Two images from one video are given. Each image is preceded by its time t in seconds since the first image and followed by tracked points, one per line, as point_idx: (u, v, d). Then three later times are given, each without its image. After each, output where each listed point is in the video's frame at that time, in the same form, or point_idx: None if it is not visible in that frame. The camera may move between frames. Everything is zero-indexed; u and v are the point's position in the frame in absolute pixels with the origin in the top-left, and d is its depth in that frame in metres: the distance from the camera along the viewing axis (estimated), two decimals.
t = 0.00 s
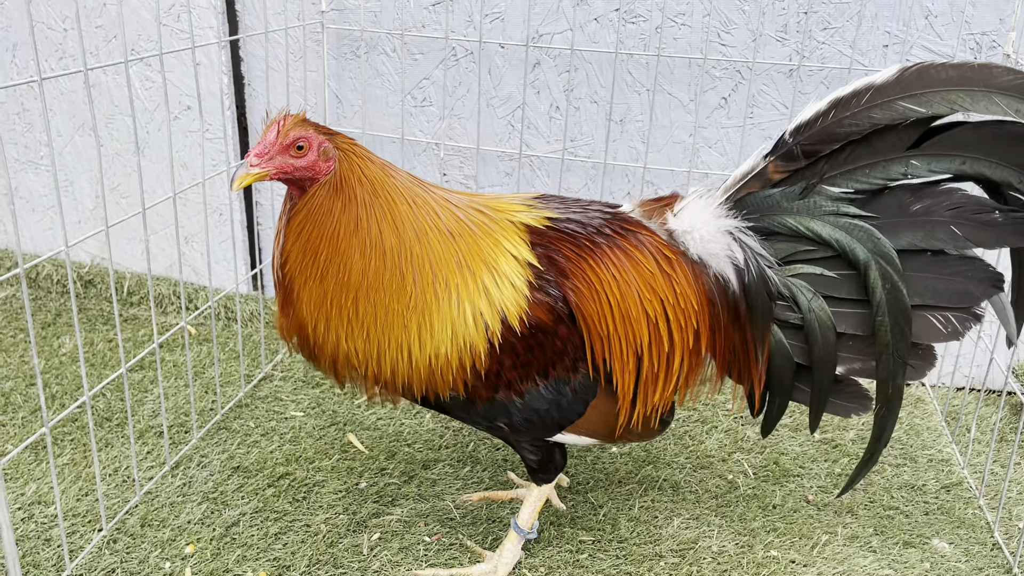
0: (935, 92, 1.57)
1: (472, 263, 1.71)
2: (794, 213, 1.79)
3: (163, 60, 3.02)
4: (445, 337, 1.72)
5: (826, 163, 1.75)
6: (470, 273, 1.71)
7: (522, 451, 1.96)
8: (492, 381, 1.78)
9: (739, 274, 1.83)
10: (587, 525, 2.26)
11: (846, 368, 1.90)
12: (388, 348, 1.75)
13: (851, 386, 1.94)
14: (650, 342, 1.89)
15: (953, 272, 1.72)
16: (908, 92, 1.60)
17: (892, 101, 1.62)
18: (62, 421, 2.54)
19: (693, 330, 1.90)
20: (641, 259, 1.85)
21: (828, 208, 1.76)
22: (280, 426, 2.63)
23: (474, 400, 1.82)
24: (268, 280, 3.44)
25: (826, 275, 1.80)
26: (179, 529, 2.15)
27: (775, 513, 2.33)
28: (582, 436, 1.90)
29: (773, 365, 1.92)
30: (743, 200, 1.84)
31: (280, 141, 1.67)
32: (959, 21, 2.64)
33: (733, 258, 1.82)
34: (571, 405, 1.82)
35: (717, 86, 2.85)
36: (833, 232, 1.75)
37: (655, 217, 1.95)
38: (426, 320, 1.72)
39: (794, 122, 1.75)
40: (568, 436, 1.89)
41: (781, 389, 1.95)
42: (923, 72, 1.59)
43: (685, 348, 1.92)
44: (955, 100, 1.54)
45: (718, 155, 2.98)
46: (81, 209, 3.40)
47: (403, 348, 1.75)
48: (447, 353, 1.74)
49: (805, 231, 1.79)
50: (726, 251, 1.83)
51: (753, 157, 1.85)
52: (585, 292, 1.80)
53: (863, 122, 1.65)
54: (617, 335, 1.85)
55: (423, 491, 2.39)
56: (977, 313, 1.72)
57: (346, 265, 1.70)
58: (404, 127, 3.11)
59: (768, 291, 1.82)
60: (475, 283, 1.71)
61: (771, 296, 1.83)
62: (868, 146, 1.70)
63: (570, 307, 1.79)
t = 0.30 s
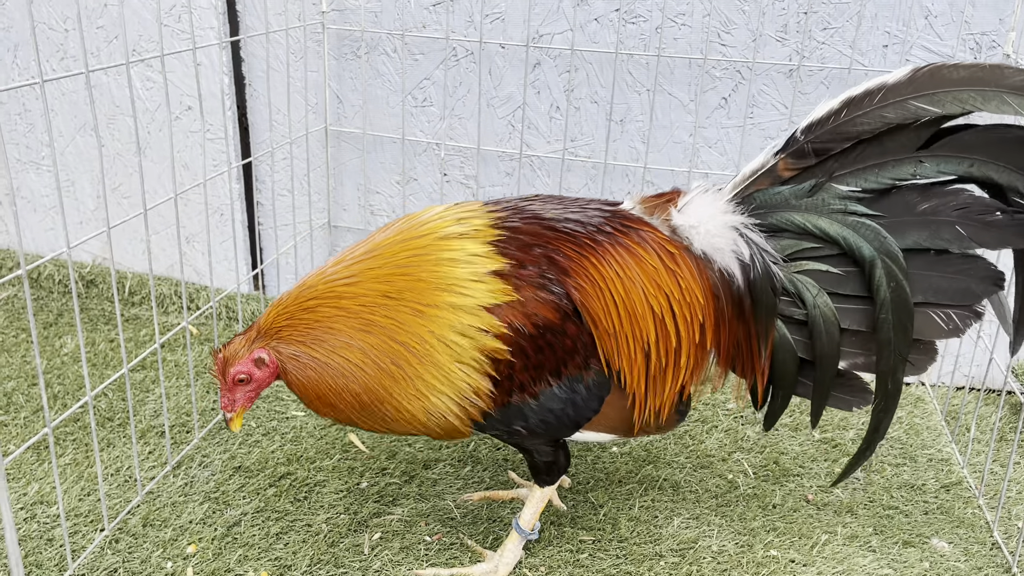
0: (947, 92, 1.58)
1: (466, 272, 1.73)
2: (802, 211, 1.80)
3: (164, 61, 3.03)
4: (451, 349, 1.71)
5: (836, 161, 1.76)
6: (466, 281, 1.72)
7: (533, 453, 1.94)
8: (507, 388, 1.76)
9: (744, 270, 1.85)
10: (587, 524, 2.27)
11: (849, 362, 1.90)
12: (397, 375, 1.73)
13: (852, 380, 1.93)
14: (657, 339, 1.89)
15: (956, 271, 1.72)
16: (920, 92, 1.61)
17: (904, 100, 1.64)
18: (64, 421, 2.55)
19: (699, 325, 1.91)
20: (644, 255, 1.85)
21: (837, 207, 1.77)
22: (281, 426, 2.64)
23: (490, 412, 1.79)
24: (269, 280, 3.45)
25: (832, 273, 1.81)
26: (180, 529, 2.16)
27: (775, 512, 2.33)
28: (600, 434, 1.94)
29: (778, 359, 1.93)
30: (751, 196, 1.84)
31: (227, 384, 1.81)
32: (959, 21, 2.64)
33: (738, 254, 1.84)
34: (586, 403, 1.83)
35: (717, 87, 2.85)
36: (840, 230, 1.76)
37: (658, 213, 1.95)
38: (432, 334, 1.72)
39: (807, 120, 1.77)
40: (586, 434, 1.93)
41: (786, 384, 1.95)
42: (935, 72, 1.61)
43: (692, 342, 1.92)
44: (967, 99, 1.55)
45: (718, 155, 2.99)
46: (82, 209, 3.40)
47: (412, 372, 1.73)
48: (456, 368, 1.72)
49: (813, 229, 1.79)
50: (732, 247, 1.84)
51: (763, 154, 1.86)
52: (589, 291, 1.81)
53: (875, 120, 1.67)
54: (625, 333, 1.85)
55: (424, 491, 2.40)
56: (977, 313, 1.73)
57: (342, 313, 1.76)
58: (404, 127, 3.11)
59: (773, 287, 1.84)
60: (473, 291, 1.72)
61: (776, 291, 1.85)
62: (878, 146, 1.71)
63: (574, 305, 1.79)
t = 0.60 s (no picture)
0: (950, 88, 1.62)
1: (452, 281, 1.72)
2: (801, 205, 1.82)
3: (167, 57, 3.03)
4: (440, 361, 1.71)
5: (836, 155, 1.78)
6: (453, 291, 1.72)
7: (532, 451, 1.94)
8: (498, 394, 1.76)
9: (738, 262, 1.84)
10: (591, 519, 2.27)
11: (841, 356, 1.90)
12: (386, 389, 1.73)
13: (843, 373, 1.94)
14: (649, 336, 1.90)
15: (945, 268, 1.77)
16: (923, 89, 1.65)
17: (908, 96, 1.66)
18: (69, 416, 2.56)
19: (691, 320, 1.91)
20: (631, 252, 1.85)
21: (835, 202, 1.79)
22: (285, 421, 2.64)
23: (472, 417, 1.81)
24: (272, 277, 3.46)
25: (826, 267, 1.82)
26: (186, 523, 2.17)
27: (778, 507, 2.34)
28: (599, 429, 2.00)
29: (769, 353, 1.91)
30: (751, 190, 1.85)
31: (229, 279, 1.62)
32: (962, 16, 2.64)
33: (733, 246, 1.83)
34: (581, 403, 1.83)
35: (720, 82, 2.86)
36: (837, 225, 1.79)
37: (645, 208, 1.94)
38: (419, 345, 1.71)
39: (810, 114, 1.78)
40: (585, 431, 1.99)
41: (778, 377, 1.94)
42: (937, 70, 1.64)
43: (685, 337, 1.93)
44: (969, 95, 1.59)
45: (721, 151, 2.99)
46: (86, 206, 3.41)
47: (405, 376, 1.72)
48: (445, 379, 1.72)
49: (811, 223, 1.81)
50: (726, 240, 1.83)
51: (763, 147, 1.87)
52: (578, 291, 1.80)
53: (878, 116, 1.70)
54: (616, 331, 1.85)
55: (427, 485, 2.41)
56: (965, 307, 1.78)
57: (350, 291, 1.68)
58: (407, 123, 3.12)
59: (767, 280, 1.83)
60: (460, 300, 1.71)
61: (769, 285, 1.84)
62: (880, 141, 1.74)
63: (564, 307, 1.79)
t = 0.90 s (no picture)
0: (936, 83, 1.68)
1: (440, 292, 1.70)
2: (789, 195, 1.84)
3: (168, 58, 3.03)
4: (433, 373, 1.68)
5: (822, 145, 1.81)
6: (447, 303, 1.69)
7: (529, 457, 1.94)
8: (499, 407, 1.76)
9: (729, 257, 1.85)
10: (592, 519, 2.27)
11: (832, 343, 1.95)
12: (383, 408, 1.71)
13: (833, 359, 1.99)
14: (646, 338, 1.89)
15: (931, 252, 1.80)
16: (910, 82, 1.70)
17: (895, 88, 1.72)
18: (70, 417, 2.56)
19: (686, 319, 1.91)
20: (625, 253, 1.84)
21: (823, 190, 1.82)
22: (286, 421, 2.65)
23: (476, 428, 1.79)
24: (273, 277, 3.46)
25: (816, 257, 1.85)
26: (187, 524, 2.17)
27: (779, 506, 2.34)
28: (594, 434, 1.96)
29: (763, 346, 1.94)
30: (739, 182, 1.87)
31: (214, 308, 1.59)
32: (963, 15, 2.64)
33: (723, 241, 1.84)
34: (580, 410, 1.84)
35: (721, 81, 2.85)
36: (826, 214, 1.81)
37: (632, 207, 1.94)
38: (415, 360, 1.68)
39: (797, 106, 1.82)
40: (580, 436, 1.95)
41: (772, 370, 1.96)
42: (923, 64, 1.70)
43: (680, 337, 1.93)
44: (954, 92, 1.66)
45: (722, 150, 2.98)
46: (87, 206, 3.41)
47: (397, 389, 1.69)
48: (442, 395, 1.70)
49: (800, 213, 1.84)
50: (716, 235, 1.84)
51: (749, 140, 1.89)
52: (576, 298, 1.80)
53: (865, 107, 1.75)
54: (614, 335, 1.85)
55: (429, 485, 2.41)
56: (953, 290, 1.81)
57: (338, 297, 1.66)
58: (407, 123, 3.11)
59: (758, 273, 1.84)
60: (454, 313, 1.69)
61: (760, 277, 1.85)
62: (865, 130, 1.78)
63: (563, 315, 1.78)
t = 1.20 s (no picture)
0: (924, 83, 1.71)
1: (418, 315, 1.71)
2: (785, 195, 1.85)
3: (168, 59, 3.03)
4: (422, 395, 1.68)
5: (815, 145, 1.83)
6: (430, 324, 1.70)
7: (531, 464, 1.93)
8: (497, 421, 1.74)
9: (727, 258, 1.86)
10: (593, 520, 2.27)
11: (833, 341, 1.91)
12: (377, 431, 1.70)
13: (835, 357, 1.96)
14: (643, 346, 1.89)
15: (923, 246, 1.80)
16: (899, 82, 1.73)
17: (885, 88, 1.74)
18: (70, 419, 2.56)
19: (683, 324, 1.91)
20: (616, 260, 1.85)
21: (817, 188, 1.83)
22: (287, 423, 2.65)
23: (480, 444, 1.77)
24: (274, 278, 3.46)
25: (812, 255, 1.85)
26: (188, 526, 2.17)
27: (780, 508, 2.33)
28: (597, 440, 1.97)
29: (765, 347, 1.93)
30: (734, 184, 1.88)
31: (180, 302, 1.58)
32: (964, 15, 2.64)
33: (720, 242, 1.85)
34: (580, 417, 1.82)
35: (721, 82, 2.85)
36: (822, 211, 1.82)
37: (625, 214, 1.93)
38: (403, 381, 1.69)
39: (789, 107, 1.84)
40: (584, 443, 1.95)
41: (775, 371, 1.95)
42: (911, 63, 1.73)
43: (678, 342, 1.92)
44: (941, 90, 1.69)
45: (723, 151, 2.98)
46: (87, 207, 3.41)
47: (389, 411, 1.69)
48: (435, 414, 1.69)
49: (795, 213, 1.84)
50: (712, 238, 1.85)
51: (742, 142, 1.90)
52: (566, 307, 1.80)
53: (857, 106, 1.77)
54: (609, 344, 1.85)
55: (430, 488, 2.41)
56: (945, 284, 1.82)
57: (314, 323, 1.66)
58: (408, 124, 3.11)
59: (756, 273, 1.85)
60: (437, 333, 1.70)
61: (758, 279, 1.85)
62: (858, 129, 1.79)
63: (553, 324, 1.79)
